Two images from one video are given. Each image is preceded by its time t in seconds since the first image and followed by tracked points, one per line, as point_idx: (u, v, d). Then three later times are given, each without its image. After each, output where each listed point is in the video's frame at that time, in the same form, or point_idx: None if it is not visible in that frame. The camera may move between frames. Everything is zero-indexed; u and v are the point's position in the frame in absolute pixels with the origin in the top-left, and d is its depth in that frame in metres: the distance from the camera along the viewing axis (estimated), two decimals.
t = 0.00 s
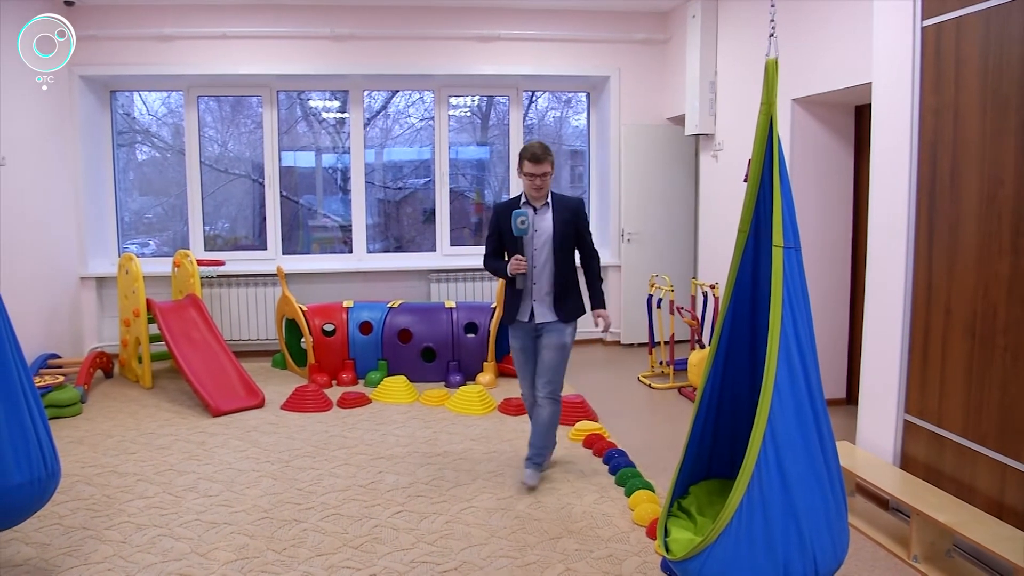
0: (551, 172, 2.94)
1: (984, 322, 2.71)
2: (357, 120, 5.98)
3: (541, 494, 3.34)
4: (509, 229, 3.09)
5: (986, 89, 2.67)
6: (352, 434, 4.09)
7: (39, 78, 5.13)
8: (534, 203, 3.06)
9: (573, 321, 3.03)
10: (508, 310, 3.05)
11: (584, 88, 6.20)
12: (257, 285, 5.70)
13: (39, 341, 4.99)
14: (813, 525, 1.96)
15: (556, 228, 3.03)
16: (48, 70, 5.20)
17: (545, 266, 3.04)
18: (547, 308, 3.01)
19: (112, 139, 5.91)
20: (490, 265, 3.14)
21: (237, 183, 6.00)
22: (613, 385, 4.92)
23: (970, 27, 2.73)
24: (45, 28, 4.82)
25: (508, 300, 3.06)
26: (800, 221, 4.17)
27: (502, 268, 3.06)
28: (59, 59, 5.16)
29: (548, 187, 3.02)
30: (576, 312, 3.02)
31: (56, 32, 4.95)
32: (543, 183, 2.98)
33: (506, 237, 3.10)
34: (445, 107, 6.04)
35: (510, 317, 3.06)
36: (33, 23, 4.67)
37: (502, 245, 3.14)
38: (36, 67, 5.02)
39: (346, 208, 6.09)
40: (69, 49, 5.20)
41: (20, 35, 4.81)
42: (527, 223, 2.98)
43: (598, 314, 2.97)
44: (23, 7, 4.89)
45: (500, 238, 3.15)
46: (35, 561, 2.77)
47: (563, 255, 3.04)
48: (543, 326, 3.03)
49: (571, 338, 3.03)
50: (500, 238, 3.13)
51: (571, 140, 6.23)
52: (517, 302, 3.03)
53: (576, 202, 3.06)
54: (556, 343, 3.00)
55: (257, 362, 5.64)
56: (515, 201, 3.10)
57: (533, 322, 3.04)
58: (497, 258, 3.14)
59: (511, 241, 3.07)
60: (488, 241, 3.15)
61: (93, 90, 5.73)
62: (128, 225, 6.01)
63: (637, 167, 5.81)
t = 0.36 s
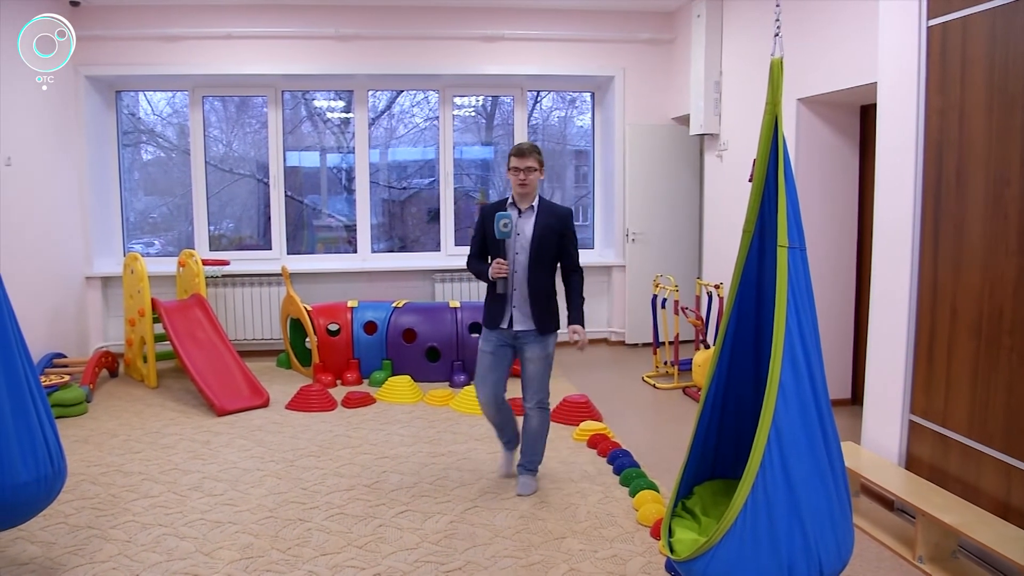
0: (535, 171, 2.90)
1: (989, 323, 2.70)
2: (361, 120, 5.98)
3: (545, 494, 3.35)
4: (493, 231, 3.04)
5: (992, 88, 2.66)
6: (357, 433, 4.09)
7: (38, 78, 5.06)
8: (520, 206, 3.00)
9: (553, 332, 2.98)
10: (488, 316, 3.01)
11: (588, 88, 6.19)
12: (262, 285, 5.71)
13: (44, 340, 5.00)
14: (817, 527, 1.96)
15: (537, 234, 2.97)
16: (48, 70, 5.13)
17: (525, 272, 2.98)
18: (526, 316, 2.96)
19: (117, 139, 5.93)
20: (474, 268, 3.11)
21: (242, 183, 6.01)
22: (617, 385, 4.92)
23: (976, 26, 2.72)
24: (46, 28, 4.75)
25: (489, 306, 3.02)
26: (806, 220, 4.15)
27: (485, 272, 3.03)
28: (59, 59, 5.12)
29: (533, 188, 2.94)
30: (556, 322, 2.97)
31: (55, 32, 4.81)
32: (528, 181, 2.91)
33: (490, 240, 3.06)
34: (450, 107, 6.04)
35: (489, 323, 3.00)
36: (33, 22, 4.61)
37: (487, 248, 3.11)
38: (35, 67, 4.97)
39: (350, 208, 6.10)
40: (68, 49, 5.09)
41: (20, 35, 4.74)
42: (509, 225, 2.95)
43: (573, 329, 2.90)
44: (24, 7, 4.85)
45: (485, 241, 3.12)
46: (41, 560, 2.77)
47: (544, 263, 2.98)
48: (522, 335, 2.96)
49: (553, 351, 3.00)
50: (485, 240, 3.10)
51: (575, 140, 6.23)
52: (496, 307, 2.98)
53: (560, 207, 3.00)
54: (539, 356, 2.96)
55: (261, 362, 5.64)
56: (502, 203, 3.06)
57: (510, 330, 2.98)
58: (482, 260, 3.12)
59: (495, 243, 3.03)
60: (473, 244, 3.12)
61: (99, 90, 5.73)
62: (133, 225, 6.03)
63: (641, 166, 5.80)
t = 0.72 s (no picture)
0: (504, 170, 2.88)
1: (996, 324, 2.69)
2: (367, 120, 5.99)
3: (549, 494, 3.35)
4: (463, 236, 2.99)
5: (999, 88, 2.65)
6: (361, 433, 4.09)
7: (38, 78, 5.02)
8: (486, 207, 2.99)
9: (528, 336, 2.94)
10: (462, 323, 2.95)
11: (593, 88, 6.19)
12: (267, 285, 5.71)
13: (50, 339, 5.01)
14: (823, 528, 1.96)
15: (506, 236, 2.94)
16: (49, 70, 5.09)
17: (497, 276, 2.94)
18: (499, 321, 2.90)
19: (123, 139, 5.94)
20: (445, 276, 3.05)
21: (247, 183, 6.02)
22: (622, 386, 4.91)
23: (983, 26, 2.71)
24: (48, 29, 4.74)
25: (463, 313, 2.97)
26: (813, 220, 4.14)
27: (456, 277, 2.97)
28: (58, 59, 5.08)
29: (501, 188, 2.94)
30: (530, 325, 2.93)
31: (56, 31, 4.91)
32: (497, 179, 2.89)
33: (460, 246, 3.01)
34: (455, 107, 6.04)
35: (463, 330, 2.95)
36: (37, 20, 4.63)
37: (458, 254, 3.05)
38: (35, 66, 4.94)
39: (355, 207, 6.10)
40: (68, 49, 5.16)
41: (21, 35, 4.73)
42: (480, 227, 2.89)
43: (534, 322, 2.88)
44: (25, 6, 4.81)
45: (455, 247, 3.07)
46: (47, 559, 2.78)
47: (515, 265, 2.94)
48: (498, 341, 2.93)
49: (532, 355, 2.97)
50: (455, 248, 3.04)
51: (580, 140, 6.23)
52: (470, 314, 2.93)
53: (529, 209, 2.98)
54: (519, 362, 2.93)
55: (267, 362, 5.65)
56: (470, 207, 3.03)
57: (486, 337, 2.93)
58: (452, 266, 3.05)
59: (466, 248, 2.98)
60: (442, 251, 3.07)
61: (105, 90, 5.75)
62: (139, 224, 6.04)
63: (646, 166, 5.80)
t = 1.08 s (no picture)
0: (476, 168, 2.70)
1: (1002, 325, 2.68)
2: (372, 120, 5.99)
3: (555, 495, 3.36)
4: (432, 237, 2.81)
5: (1006, 87, 2.64)
6: (367, 433, 4.09)
7: (38, 78, 4.96)
8: (455, 207, 2.79)
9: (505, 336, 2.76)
10: (435, 327, 2.75)
11: (599, 88, 6.18)
12: (272, 284, 5.72)
13: (57, 338, 5.03)
14: (831, 528, 1.95)
15: (480, 235, 2.76)
16: (48, 70, 5.01)
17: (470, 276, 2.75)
18: (474, 323, 2.71)
19: (130, 139, 5.95)
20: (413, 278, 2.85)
21: (253, 183, 6.03)
22: (628, 386, 4.90)
23: (990, 25, 2.70)
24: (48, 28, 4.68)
25: (435, 316, 2.77)
26: (820, 220, 4.13)
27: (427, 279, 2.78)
28: (60, 58, 5.02)
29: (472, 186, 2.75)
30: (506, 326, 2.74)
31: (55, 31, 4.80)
32: (468, 178, 2.70)
33: (429, 246, 2.83)
34: (461, 107, 6.04)
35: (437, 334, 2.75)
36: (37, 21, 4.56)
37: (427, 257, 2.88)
38: (35, 66, 4.87)
39: (361, 208, 6.11)
40: (69, 49, 5.05)
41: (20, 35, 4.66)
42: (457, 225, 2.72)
43: (516, 328, 2.74)
44: (25, 5, 4.75)
45: (422, 249, 2.89)
46: (54, 557, 2.79)
47: (488, 266, 2.77)
48: (474, 343, 2.73)
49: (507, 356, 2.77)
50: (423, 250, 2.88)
51: (586, 140, 6.23)
52: (443, 316, 2.73)
53: (500, 205, 2.81)
54: (493, 359, 2.72)
55: (273, 362, 5.66)
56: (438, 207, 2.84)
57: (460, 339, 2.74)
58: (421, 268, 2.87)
59: (436, 249, 2.80)
60: (410, 254, 2.89)
61: (111, 90, 5.76)
62: (145, 224, 6.05)
63: (652, 166, 5.79)
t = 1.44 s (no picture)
0: (480, 171, 2.53)
1: (1013, 327, 2.65)
2: (378, 119, 5.97)
3: (560, 496, 3.34)
4: (430, 241, 2.61)
5: (1017, 85, 2.61)
6: (372, 434, 4.07)
7: (38, 78, 4.92)
8: (457, 211, 2.60)
9: (505, 348, 2.55)
10: (432, 336, 2.54)
11: (605, 88, 6.16)
12: (277, 285, 5.70)
13: (62, 338, 5.02)
14: (840, 530, 1.92)
15: (482, 241, 2.58)
16: (48, 70, 4.99)
17: (470, 283, 2.56)
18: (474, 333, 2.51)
19: (135, 139, 5.95)
20: (408, 283, 2.62)
21: (259, 183, 6.02)
22: (634, 387, 4.87)
23: (1001, 23, 2.67)
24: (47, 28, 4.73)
25: (432, 324, 2.56)
26: (830, 220, 4.10)
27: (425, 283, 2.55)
28: (61, 59, 5.04)
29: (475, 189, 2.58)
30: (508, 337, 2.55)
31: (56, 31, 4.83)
32: (472, 181, 2.53)
33: (427, 250, 2.63)
34: (467, 107, 6.03)
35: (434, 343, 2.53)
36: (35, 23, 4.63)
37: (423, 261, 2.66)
38: (36, 66, 4.84)
39: (366, 208, 6.10)
40: (68, 49, 5.07)
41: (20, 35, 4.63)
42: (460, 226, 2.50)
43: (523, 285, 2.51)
44: (25, 5, 4.71)
45: (419, 253, 2.67)
46: (57, 558, 2.78)
47: (490, 273, 2.59)
48: (472, 354, 2.53)
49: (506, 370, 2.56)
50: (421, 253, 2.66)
51: (592, 140, 6.21)
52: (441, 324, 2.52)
53: (503, 212, 2.64)
54: (491, 373, 2.51)
55: (278, 362, 5.65)
56: (435, 210, 2.64)
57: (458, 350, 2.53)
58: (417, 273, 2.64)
59: (435, 253, 2.59)
60: (405, 257, 2.66)
61: (116, 89, 5.75)
62: (150, 224, 6.05)
63: (660, 167, 5.77)
